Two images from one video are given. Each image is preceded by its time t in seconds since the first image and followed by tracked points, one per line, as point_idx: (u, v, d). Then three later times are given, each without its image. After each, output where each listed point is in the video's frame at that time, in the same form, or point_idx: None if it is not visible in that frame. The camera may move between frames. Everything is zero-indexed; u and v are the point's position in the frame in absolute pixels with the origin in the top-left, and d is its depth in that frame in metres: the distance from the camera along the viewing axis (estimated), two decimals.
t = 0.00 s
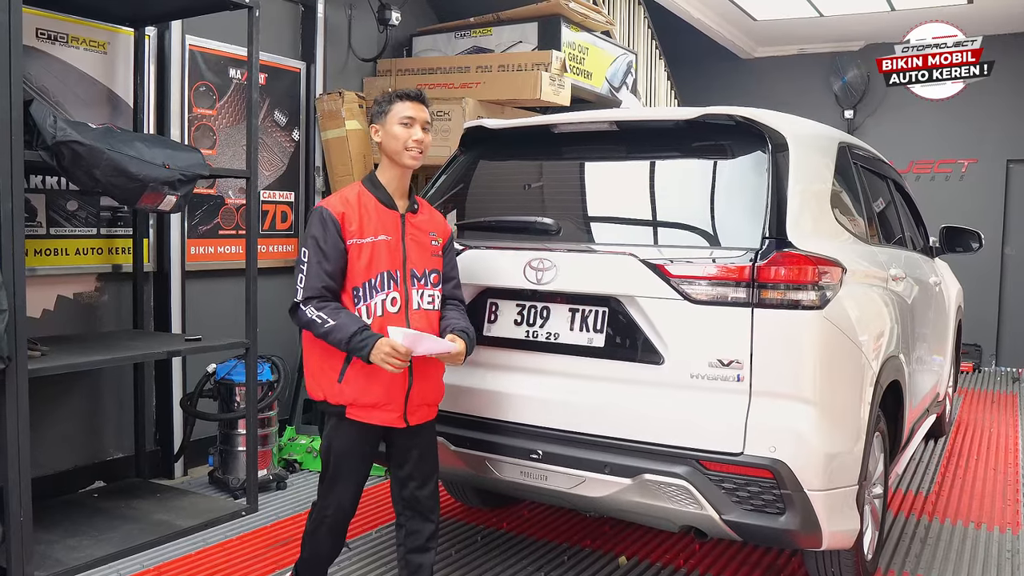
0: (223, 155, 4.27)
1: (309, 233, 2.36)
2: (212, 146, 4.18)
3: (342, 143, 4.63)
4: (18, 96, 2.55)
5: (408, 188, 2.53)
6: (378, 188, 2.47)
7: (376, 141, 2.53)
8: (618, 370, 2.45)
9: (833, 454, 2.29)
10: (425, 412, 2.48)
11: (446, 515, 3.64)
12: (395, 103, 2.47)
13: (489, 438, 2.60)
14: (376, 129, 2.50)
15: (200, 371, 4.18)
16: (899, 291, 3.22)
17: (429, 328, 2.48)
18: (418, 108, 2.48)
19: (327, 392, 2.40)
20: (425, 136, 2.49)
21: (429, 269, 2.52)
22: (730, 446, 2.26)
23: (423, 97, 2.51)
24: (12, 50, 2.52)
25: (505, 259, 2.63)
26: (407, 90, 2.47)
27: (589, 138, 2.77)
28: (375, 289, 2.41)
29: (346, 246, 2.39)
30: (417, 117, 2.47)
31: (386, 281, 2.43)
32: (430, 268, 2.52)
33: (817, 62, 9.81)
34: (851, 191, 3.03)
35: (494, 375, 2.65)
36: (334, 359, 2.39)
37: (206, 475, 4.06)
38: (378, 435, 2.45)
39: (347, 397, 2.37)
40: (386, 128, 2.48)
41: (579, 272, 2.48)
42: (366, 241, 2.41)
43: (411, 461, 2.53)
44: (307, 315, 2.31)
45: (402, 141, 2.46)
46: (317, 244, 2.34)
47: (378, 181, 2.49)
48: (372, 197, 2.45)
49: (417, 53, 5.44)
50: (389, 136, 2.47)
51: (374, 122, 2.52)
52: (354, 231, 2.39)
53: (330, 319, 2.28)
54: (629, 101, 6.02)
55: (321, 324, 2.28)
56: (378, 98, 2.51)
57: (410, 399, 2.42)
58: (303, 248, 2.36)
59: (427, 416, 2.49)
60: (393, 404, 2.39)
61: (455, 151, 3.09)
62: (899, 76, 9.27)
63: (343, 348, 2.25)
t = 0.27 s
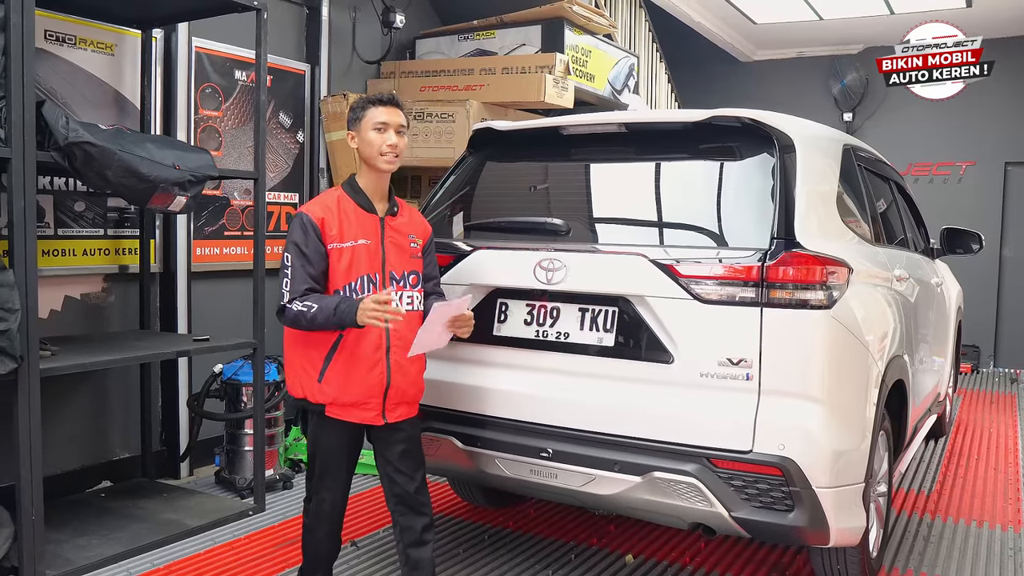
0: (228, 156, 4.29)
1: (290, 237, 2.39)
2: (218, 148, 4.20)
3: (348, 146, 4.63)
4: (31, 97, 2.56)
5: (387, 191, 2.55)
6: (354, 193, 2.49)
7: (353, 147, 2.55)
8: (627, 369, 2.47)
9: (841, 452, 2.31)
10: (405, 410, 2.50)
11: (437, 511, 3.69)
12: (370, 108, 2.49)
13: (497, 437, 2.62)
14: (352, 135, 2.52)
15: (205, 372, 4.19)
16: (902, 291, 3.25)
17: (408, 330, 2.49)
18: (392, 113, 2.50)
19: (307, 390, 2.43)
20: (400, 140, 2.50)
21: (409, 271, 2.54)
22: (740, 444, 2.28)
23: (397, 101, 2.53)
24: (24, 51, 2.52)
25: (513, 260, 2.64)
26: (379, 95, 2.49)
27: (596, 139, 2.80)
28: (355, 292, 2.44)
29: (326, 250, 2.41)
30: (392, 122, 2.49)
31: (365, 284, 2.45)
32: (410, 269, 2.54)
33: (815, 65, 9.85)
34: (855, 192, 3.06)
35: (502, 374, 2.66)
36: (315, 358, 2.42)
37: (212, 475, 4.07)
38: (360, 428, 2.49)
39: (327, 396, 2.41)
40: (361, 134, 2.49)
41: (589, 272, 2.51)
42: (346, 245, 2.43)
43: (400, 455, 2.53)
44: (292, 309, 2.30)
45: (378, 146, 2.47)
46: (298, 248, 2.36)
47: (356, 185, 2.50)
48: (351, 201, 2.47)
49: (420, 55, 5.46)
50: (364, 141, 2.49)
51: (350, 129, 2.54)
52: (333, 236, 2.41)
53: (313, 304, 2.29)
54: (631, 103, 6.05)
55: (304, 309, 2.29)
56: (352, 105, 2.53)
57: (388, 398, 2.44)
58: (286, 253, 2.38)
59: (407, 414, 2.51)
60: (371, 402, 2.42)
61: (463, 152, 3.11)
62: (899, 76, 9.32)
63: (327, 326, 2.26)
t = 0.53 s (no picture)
0: (233, 159, 4.32)
1: (274, 248, 2.49)
2: (223, 151, 4.23)
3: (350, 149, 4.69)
4: (45, 103, 2.59)
5: (364, 200, 2.64)
6: (332, 204, 2.58)
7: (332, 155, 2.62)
8: (632, 371, 2.51)
9: (841, 451, 2.36)
10: (388, 407, 2.58)
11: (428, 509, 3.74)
12: (352, 122, 2.56)
13: (503, 436, 2.66)
14: (333, 146, 2.60)
15: (211, 373, 4.23)
16: (900, 293, 3.31)
17: (386, 332, 2.59)
18: (374, 127, 2.57)
19: (291, 391, 2.53)
20: (379, 155, 2.58)
21: (386, 274, 2.63)
22: (743, 444, 2.33)
23: (380, 115, 2.60)
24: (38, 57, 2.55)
25: (520, 263, 2.69)
26: (363, 109, 2.56)
27: (600, 144, 2.84)
28: (335, 298, 2.54)
29: (308, 259, 2.50)
30: (373, 137, 2.57)
31: (344, 291, 2.55)
32: (388, 273, 2.63)
33: (813, 68, 9.91)
34: (854, 196, 3.11)
35: (507, 375, 2.71)
36: (298, 360, 2.52)
37: (218, 475, 4.10)
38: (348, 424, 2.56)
39: (308, 397, 2.50)
40: (343, 147, 2.57)
41: (594, 274, 2.56)
42: (326, 254, 2.52)
43: (393, 440, 2.59)
44: (289, 326, 2.42)
45: (358, 160, 2.55)
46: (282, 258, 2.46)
47: (333, 194, 2.59)
48: (329, 210, 2.56)
49: (422, 59, 5.51)
50: (345, 154, 2.57)
51: (332, 138, 2.62)
52: (313, 245, 2.50)
53: (308, 326, 2.38)
54: (631, 106, 6.10)
55: (303, 332, 2.38)
56: (336, 116, 2.60)
57: (368, 397, 2.51)
58: (272, 263, 2.48)
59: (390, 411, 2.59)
60: (351, 401, 2.50)
61: (469, 157, 3.16)
62: (898, 76, 9.35)
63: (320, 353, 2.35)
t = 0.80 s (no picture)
0: (235, 159, 4.37)
1: (275, 252, 2.53)
2: (225, 152, 4.28)
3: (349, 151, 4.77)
4: (54, 105, 2.64)
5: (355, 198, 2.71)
6: (330, 202, 2.64)
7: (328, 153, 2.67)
8: (631, 367, 2.57)
9: (836, 444, 2.41)
10: (386, 394, 2.71)
11: (427, 504, 3.79)
12: (354, 124, 2.63)
13: (505, 432, 2.72)
14: (333, 146, 2.64)
15: (214, 372, 4.28)
16: (894, 290, 3.37)
17: (384, 325, 2.72)
18: (373, 129, 2.66)
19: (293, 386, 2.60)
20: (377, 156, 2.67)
21: (382, 270, 2.75)
22: (740, 437, 2.39)
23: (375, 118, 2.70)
24: (48, 59, 2.60)
25: (521, 262, 2.75)
26: (365, 112, 2.63)
27: (599, 145, 2.89)
28: (337, 297, 2.63)
29: (309, 261, 2.57)
30: (373, 139, 2.66)
31: (344, 289, 2.65)
32: (383, 269, 2.75)
33: (808, 69, 9.98)
34: (848, 195, 3.17)
35: (509, 371, 2.77)
36: (300, 357, 2.59)
37: (221, 472, 4.15)
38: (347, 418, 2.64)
39: (312, 391, 2.58)
40: (344, 147, 2.63)
41: (594, 273, 2.61)
42: (326, 255, 2.60)
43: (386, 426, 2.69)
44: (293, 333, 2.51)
45: (361, 161, 2.63)
46: (284, 262, 2.52)
47: (329, 193, 2.65)
48: (325, 211, 2.63)
49: (421, 61, 5.56)
50: (346, 154, 2.63)
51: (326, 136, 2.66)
52: (315, 248, 2.57)
53: (315, 340, 2.47)
54: (628, 107, 6.16)
55: (308, 344, 2.48)
56: (334, 115, 2.64)
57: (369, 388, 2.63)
58: (273, 267, 2.53)
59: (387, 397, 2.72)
60: (354, 395, 2.60)
61: (470, 157, 3.21)
62: (899, 76, 9.40)
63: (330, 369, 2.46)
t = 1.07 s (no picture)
0: (234, 159, 4.41)
1: (301, 250, 2.53)
2: (224, 152, 4.32)
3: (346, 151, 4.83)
4: (59, 106, 2.68)
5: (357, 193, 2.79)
6: (343, 202, 2.70)
7: (341, 152, 2.69)
8: (626, 362, 2.63)
9: (826, 436, 2.47)
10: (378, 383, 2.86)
11: (425, 498, 3.85)
12: (373, 128, 2.66)
13: (502, 426, 2.78)
14: (349, 148, 2.67)
15: (213, 369, 4.32)
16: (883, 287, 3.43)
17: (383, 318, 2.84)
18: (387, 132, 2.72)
19: (308, 383, 2.62)
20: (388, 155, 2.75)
21: (381, 264, 2.86)
22: (732, 430, 2.46)
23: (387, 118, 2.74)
24: (53, 60, 2.64)
25: (517, 259, 2.80)
26: (383, 117, 2.67)
27: (594, 145, 2.95)
28: (350, 293, 2.70)
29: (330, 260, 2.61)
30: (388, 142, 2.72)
31: (356, 284, 2.72)
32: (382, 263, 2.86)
33: (800, 69, 10.06)
34: (838, 194, 3.23)
35: (506, 366, 2.83)
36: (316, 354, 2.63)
37: (220, 469, 4.20)
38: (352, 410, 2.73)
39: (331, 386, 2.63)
40: (361, 148, 2.67)
41: (589, 269, 2.67)
42: (343, 253, 2.66)
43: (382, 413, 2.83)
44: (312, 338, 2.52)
45: (377, 163, 2.69)
46: (312, 262, 2.53)
47: (340, 191, 2.70)
48: (339, 210, 2.68)
49: (417, 62, 5.61)
50: (363, 157, 2.67)
51: (339, 135, 2.67)
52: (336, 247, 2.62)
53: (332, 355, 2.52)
54: (622, 107, 6.21)
55: (321, 355, 2.52)
56: (351, 116, 2.65)
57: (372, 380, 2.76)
58: (299, 266, 2.52)
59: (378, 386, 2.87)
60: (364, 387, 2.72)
61: (468, 156, 3.26)
62: (899, 76, 9.42)
63: (331, 388, 2.52)
